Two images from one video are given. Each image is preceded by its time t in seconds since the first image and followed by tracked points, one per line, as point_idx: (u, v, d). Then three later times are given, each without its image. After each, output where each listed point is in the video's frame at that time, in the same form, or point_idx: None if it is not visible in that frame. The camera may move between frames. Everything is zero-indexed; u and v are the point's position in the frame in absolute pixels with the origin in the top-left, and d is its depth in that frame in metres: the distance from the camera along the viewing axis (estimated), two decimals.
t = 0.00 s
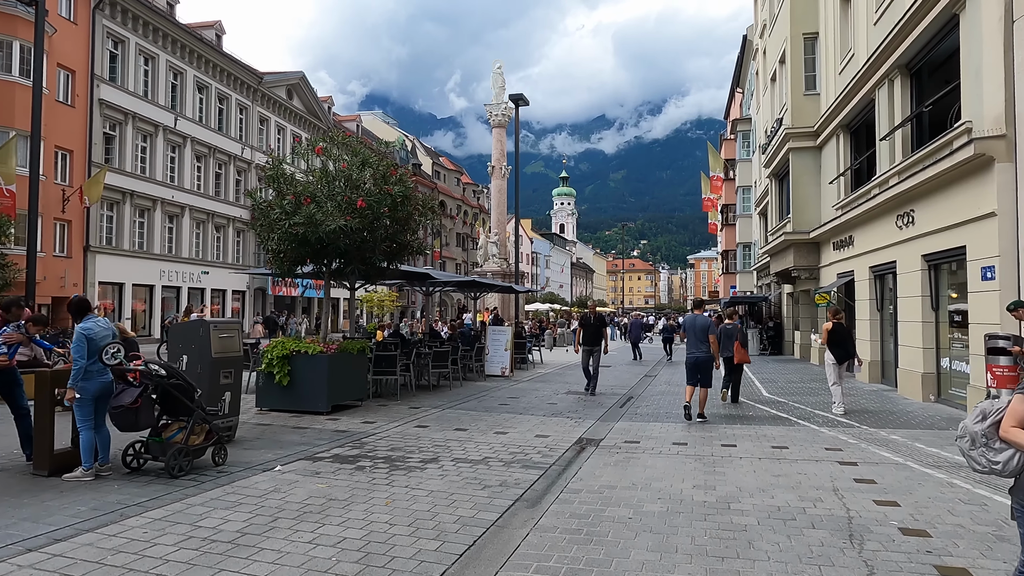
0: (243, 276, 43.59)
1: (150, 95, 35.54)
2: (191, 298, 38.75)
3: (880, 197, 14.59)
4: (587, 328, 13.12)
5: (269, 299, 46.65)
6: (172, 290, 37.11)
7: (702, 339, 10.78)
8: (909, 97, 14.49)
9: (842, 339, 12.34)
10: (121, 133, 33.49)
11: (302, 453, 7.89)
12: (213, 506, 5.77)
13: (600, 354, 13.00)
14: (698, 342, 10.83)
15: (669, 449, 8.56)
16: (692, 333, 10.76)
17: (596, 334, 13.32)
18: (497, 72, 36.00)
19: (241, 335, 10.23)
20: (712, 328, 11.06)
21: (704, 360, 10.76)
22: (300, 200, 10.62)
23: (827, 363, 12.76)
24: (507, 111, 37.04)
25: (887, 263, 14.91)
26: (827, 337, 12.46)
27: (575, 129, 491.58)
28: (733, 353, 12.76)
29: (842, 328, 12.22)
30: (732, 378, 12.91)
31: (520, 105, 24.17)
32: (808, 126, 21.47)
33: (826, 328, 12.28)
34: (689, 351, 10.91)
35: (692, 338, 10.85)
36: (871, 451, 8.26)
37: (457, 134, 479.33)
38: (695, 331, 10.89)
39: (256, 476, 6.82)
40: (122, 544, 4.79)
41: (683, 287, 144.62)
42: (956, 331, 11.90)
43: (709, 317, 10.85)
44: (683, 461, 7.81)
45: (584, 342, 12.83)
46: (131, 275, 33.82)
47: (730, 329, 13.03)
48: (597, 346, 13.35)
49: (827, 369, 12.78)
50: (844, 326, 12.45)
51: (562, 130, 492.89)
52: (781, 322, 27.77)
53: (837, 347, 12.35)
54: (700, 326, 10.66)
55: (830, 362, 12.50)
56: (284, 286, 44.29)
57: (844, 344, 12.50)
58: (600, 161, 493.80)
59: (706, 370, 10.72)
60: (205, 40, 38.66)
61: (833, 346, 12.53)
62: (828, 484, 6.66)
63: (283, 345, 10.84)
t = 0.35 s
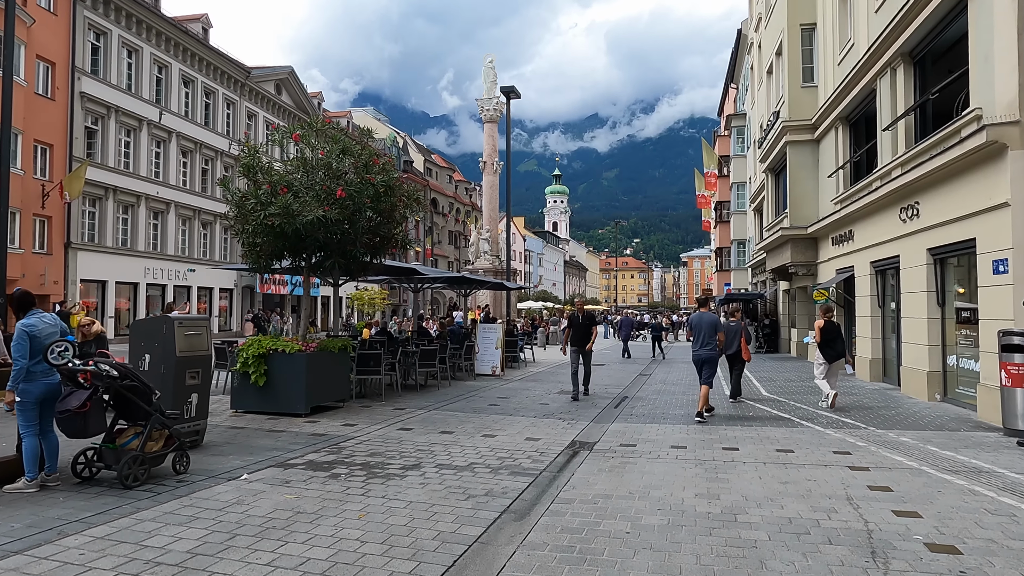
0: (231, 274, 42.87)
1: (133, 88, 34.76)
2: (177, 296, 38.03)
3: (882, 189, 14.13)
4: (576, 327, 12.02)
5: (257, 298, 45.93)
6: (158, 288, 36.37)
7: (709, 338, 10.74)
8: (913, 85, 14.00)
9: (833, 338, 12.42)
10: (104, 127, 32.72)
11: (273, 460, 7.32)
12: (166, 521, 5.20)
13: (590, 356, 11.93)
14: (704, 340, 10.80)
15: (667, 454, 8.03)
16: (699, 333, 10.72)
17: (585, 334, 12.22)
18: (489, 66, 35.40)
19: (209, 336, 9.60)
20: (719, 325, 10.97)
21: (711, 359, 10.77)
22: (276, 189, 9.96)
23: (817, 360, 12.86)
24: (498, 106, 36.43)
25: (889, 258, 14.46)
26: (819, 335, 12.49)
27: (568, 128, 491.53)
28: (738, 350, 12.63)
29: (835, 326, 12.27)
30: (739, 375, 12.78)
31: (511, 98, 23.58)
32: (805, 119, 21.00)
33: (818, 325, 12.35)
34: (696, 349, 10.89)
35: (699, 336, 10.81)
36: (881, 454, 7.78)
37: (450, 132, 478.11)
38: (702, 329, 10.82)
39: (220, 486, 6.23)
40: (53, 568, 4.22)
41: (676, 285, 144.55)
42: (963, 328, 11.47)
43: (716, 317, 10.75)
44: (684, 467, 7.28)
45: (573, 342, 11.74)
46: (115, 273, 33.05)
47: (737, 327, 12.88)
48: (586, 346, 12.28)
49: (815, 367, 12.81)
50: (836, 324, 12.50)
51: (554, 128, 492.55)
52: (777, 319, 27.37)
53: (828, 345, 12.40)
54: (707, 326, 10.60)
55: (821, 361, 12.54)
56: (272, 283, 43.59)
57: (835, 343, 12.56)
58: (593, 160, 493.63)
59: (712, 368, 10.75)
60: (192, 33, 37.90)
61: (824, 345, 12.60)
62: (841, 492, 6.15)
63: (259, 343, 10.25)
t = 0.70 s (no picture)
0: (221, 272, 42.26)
1: (119, 82, 34.07)
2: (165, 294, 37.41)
3: (885, 183, 13.67)
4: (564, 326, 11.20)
5: (248, 295, 45.33)
6: (145, 285, 35.72)
7: (715, 333, 10.52)
8: (917, 76, 13.53)
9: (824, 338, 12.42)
10: (88, 122, 32.01)
11: (239, 472, 6.81)
12: (108, 547, 4.68)
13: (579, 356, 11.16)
14: (710, 335, 10.58)
15: (663, 463, 7.54)
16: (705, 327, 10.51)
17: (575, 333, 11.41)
18: (481, 60, 34.81)
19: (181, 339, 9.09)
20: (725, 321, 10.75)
21: (716, 354, 10.58)
22: (249, 181, 9.38)
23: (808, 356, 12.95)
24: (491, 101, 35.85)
25: (892, 255, 14.00)
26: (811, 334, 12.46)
27: (564, 124, 490.85)
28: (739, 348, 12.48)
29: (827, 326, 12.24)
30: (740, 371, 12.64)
31: (504, 91, 23.03)
32: (804, 112, 20.53)
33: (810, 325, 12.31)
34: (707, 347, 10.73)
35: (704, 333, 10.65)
36: (891, 464, 7.30)
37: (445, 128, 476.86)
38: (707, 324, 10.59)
39: (176, 504, 5.71)
40: None
41: (671, 282, 144.36)
42: (970, 327, 11.05)
43: (720, 311, 10.54)
44: (681, 479, 6.79)
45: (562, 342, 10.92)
46: (100, 270, 32.42)
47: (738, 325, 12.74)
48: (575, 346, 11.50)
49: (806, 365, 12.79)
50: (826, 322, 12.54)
51: (549, 125, 491.88)
52: (774, 317, 26.96)
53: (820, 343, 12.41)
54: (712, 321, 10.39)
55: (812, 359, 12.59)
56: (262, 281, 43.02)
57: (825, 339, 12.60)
58: (588, 156, 493.07)
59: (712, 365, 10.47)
60: (179, 26, 37.20)
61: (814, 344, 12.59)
62: (851, 508, 5.68)
63: (233, 345, 9.71)
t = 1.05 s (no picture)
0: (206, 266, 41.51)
1: (99, 72, 33.22)
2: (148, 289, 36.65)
3: (882, 173, 13.17)
4: (549, 324, 10.46)
5: (234, 291, 44.59)
6: (127, 280, 34.94)
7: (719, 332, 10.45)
8: (916, 62, 13.03)
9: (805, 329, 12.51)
10: (67, 112, 31.21)
11: (190, 480, 6.25)
12: (19, 571, 4.13)
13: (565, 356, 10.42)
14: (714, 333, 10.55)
15: (651, 468, 7.03)
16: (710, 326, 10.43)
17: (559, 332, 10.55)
18: (471, 50, 34.13)
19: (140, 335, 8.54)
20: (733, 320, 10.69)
21: (720, 352, 10.50)
22: (211, 167, 8.76)
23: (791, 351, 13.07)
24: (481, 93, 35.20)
25: (889, 248, 13.54)
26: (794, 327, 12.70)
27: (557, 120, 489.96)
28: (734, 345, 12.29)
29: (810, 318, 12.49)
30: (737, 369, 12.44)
31: (492, 80, 22.44)
32: (798, 103, 20.05)
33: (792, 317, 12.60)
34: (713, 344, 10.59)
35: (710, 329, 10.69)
36: (894, 469, 6.82)
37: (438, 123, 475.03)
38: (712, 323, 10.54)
39: (112, 517, 5.16)
40: None
41: (664, 278, 144.10)
42: (971, 322, 10.62)
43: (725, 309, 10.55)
44: (669, 487, 6.29)
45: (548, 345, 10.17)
46: (80, 265, 31.65)
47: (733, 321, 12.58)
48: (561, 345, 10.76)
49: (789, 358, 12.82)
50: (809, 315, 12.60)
51: (542, 120, 490.87)
52: (767, 312, 26.56)
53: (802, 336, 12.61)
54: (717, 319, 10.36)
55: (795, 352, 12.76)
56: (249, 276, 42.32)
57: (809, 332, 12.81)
58: (581, 152, 492.37)
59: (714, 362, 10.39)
60: (161, 15, 36.31)
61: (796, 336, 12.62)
62: (854, 520, 5.20)
63: (197, 342, 9.12)
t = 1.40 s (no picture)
0: (191, 265, 40.75)
1: (79, 66, 32.43)
2: (131, 288, 35.92)
3: (880, 166, 12.73)
4: (530, 324, 9.38)
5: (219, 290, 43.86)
6: (108, 279, 34.18)
7: (725, 328, 10.38)
8: (916, 51, 12.59)
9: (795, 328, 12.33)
10: (45, 107, 30.42)
11: (136, 494, 5.68)
12: None
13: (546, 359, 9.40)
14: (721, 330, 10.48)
15: (641, 477, 6.53)
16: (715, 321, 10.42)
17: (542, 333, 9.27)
18: (460, 45, 33.55)
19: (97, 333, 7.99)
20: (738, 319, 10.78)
21: (726, 349, 10.37)
22: (172, 154, 8.18)
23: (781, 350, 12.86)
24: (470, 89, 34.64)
25: (887, 243, 13.12)
26: (781, 325, 12.50)
27: (549, 120, 490.04)
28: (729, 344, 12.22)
29: (796, 317, 12.27)
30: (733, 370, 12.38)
31: (479, 74, 21.89)
32: (792, 97, 19.64)
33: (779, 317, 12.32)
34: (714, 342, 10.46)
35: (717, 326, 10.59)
36: (900, 477, 6.35)
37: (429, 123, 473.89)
38: (719, 320, 10.63)
39: (38, 539, 4.58)
40: None
41: (656, 277, 144.08)
42: (975, 321, 10.21)
43: (731, 307, 10.50)
44: (661, 499, 5.79)
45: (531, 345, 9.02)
46: (59, 263, 30.88)
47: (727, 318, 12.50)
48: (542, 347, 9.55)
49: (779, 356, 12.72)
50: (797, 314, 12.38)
51: (534, 120, 490.78)
52: (760, 310, 26.19)
53: (790, 335, 12.37)
54: (721, 315, 10.38)
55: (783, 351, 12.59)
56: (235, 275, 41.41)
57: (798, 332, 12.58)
58: (573, 152, 492.14)
59: (724, 357, 10.27)
60: (144, 8, 35.51)
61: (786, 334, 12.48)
62: (863, 538, 4.72)
63: (159, 342, 8.58)
